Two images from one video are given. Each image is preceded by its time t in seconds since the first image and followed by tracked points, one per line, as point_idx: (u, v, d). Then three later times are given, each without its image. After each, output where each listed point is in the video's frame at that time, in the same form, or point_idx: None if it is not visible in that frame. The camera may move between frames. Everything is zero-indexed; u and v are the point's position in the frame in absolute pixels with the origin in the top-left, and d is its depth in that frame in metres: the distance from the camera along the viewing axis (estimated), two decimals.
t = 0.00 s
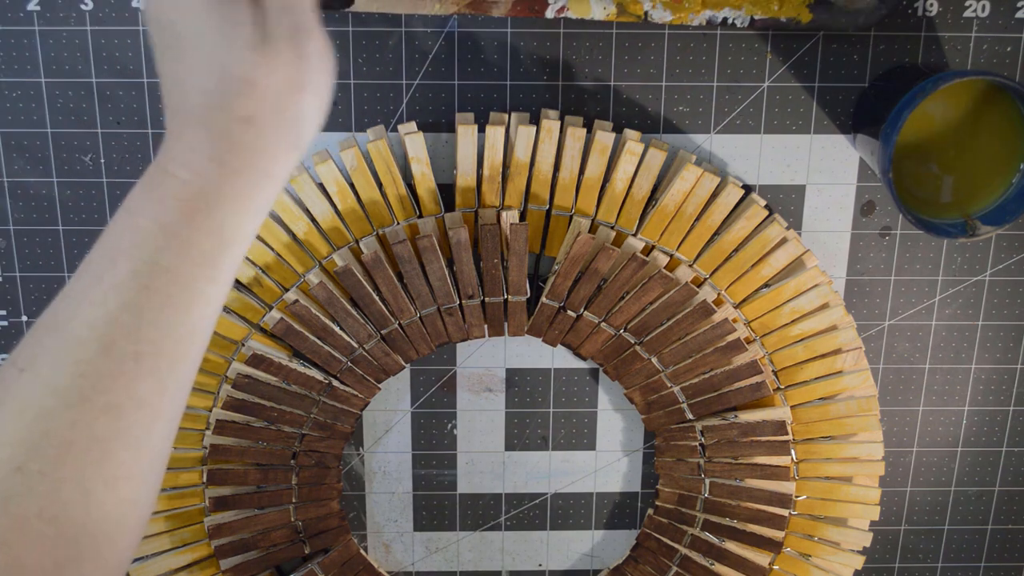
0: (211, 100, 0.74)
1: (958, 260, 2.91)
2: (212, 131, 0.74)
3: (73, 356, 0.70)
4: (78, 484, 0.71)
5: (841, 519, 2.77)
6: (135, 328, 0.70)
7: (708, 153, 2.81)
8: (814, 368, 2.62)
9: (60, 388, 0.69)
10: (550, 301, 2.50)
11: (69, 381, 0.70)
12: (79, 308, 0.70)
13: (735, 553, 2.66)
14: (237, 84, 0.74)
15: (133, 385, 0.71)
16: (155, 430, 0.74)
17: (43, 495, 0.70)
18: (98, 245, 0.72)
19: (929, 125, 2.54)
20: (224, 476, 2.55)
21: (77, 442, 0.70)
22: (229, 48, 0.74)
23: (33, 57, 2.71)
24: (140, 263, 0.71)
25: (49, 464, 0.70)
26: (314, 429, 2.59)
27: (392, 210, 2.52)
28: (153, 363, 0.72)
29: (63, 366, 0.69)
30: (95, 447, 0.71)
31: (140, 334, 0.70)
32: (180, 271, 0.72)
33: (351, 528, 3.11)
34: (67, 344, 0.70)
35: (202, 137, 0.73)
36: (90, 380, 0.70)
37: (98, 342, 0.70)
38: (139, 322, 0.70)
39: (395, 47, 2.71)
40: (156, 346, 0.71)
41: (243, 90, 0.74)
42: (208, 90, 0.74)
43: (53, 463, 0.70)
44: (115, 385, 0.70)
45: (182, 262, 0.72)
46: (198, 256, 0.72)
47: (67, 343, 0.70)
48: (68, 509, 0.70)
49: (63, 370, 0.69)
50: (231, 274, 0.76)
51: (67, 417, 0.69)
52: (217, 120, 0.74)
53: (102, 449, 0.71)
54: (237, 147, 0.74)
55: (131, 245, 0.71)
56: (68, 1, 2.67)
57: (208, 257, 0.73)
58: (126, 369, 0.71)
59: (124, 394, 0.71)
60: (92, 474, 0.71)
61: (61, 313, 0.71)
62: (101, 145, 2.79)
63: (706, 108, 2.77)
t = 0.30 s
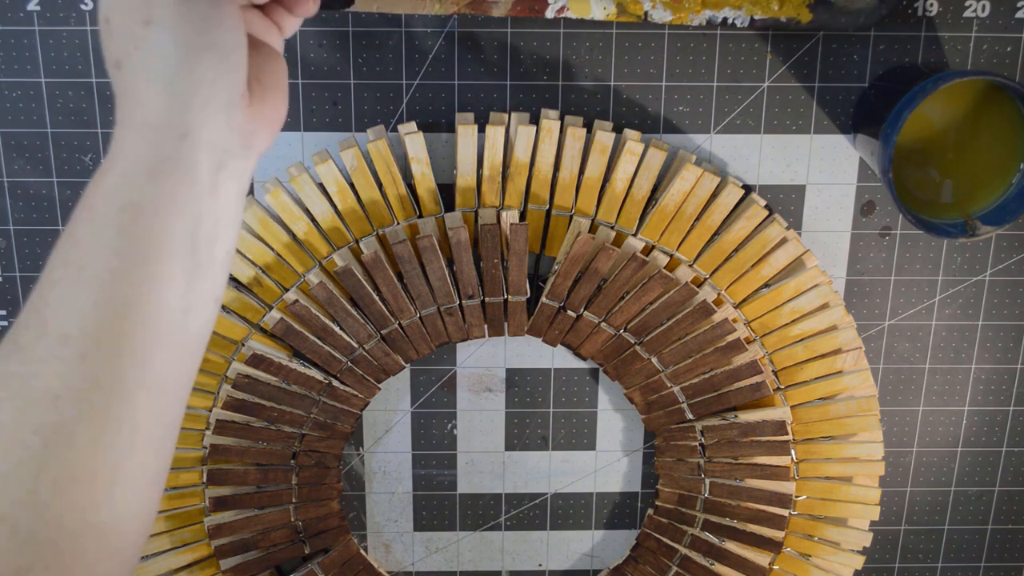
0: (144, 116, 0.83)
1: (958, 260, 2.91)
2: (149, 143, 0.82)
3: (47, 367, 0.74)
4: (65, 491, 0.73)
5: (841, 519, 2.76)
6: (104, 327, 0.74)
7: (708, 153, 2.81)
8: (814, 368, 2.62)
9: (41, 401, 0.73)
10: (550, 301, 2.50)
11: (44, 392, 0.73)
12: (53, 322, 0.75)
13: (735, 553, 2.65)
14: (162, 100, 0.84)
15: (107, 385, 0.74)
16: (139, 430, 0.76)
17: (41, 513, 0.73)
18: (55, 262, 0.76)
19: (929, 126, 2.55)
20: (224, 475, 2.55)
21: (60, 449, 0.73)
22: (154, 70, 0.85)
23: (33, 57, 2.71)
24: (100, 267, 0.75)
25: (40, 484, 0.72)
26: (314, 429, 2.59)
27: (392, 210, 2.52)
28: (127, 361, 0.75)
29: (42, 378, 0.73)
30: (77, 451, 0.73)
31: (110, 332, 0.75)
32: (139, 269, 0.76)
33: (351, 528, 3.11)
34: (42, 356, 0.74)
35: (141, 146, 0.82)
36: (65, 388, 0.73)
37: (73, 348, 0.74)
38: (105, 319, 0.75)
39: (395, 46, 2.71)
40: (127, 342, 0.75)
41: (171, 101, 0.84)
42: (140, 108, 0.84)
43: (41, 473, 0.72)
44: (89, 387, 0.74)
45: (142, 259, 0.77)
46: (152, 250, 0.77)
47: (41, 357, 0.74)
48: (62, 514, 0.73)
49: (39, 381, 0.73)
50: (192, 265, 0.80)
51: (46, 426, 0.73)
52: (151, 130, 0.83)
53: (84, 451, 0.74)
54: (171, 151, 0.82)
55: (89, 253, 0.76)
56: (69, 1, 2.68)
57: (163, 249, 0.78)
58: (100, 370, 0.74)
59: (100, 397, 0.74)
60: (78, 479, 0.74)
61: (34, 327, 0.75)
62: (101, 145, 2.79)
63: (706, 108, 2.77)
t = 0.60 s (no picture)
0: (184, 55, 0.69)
1: (957, 260, 2.91)
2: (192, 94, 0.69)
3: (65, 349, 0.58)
4: (79, 500, 0.60)
5: (841, 519, 2.76)
6: (137, 303, 0.60)
7: (708, 153, 2.81)
8: (814, 368, 2.62)
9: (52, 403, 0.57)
10: (550, 300, 2.50)
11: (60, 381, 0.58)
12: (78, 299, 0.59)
13: (734, 553, 2.65)
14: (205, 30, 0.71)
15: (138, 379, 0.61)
16: (166, 430, 0.65)
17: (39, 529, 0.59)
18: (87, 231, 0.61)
19: (928, 125, 2.55)
20: (224, 476, 2.55)
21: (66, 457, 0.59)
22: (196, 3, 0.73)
23: (33, 57, 2.71)
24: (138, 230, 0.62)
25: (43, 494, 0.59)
26: (315, 429, 2.59)
27: (392, 210, 2.52)
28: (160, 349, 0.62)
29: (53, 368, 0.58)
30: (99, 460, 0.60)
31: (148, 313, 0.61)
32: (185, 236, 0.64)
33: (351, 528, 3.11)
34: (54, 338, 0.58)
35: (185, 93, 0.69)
36: (79, 365, 0.58)
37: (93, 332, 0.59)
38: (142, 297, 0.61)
39: (395, 46, 2.71)
40: (164, 330, 0.62)
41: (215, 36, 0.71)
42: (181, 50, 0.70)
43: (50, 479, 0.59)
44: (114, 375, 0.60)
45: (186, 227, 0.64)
46: (198, 222, 0.65)
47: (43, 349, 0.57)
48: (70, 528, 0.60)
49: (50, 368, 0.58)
50: (232, 240, 0.68)
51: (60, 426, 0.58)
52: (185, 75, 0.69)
53: (99, 454, 0.60)
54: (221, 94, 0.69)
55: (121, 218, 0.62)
56: (68, 1, 2.67)
57: (215, 229, 0.66)
58: (125, 352, 0.60)
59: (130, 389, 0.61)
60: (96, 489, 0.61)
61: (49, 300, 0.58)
62: (101, 145, 2.78)
63: (706, 108, 2.77)
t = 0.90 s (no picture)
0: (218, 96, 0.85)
1: (957, 260, 2.91)
2: (220, 133, 0.84)
3: (81, 323, 0.74)
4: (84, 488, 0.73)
5: (841, 519, 2.76)
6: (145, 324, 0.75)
7: (708, 153, 2.81)
8: (814, 368, 2.62)
9: (79, 368, 0.73)
10: (550, 300, 2.50)
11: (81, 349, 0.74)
12: (101, 287, 0.76)
13: (734, 553, 2.65)
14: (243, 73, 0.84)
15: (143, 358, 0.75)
16: (165, 408, 0.77)
17: (52, 478, 0.72)
18: (111, 231, 0.79)
19: (927, 126, 2.54)
20: (224, 476, 2.55)
21: (87, 415, 0.73)
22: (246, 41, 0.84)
23: (33, 57, 2.71)
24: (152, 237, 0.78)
25: (66, 449, 0.72)
26: (315, 429, 2.59)
27: (392, 210, 2.52)
28: (167, 338, 0.76)
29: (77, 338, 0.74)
30: (107, 422, 0.73)
31: (156, 306, 0.76)
32: (192, 249, 0.79)
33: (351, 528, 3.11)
34: (79, 313, 0.75)
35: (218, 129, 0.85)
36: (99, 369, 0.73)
37: (111, 315, 0.75)
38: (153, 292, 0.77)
39: (395, 46, 2.71)
40: (170, 322, 0.77)
41: (255, 83, 0.84)
42: (222, 90, 0.85)
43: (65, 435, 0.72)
44: (128, 354, 0.75)
45: (197, 241, 0.79)
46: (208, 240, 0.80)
47: (72, 322, 0.75)
48: (71, 480, 0.72)
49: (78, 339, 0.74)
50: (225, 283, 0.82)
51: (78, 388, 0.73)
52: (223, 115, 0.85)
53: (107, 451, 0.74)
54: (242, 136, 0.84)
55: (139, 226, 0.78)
56: (68, 1, 2.67)
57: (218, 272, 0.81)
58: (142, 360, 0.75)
59: (139, 366, 0.75)
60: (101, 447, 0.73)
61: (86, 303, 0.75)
62: (101, 145, 2.78)
63: (706, 108, 2.77)
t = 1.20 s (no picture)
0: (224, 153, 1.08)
1: (958, 260, 2.91)
2: (229, 184, 1.07)
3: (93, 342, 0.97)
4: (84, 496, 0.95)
5: (841, 519, 2.76)
6: (147, 350, 0.97)
7: (708, 153, 2.81)
8: (814, 368, 2.62)
9: (82, 390, 0.95)
10: (549, 301, 2.50)
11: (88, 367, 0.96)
12: (112, 317, 0.98)
13: (734, 553, 2.65)
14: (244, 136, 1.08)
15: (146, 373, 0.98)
16: (164, 426, 0.99)
17: (50, 496, 0.94)
18: (127, 265, 1.01)
19: (930, 123, 2.54)
20: (224, 476, 2.55)
21: (89, 435, 0.95)
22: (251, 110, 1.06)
23: (33, 57, 2.71)
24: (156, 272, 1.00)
25: (67, 471, 0.95)
26: (314, 429, 2.60)
27: (392, 210, 2.52)
28: (169, 365, 0.98)
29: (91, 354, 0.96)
30: (107, 441, 0.96)
31: (156, 330, 0.98)
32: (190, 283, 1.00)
33: (351, 528, 3.11)
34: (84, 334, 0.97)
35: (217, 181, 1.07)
36: (101, 390, 0.96)
37: (118, 341, 0.97)
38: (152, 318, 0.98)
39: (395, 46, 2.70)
40: (174, 351, 0.99)
41: (258, 146, 1.08)
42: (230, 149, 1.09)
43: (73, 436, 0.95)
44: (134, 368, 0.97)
45: (203, 275, 1.02)
46: (207, 277, 1.02)
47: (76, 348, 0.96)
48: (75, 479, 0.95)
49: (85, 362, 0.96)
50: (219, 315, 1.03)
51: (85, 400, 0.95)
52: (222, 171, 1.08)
53: (109, 468, 0.97)
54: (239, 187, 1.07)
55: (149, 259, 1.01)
56: (68, 1, 2.67)
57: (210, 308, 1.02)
58: (137, 384, 0.97)
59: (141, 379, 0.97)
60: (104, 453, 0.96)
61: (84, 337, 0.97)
62: (101, 145, 2.78)
63: (706, 107, 2.77)
